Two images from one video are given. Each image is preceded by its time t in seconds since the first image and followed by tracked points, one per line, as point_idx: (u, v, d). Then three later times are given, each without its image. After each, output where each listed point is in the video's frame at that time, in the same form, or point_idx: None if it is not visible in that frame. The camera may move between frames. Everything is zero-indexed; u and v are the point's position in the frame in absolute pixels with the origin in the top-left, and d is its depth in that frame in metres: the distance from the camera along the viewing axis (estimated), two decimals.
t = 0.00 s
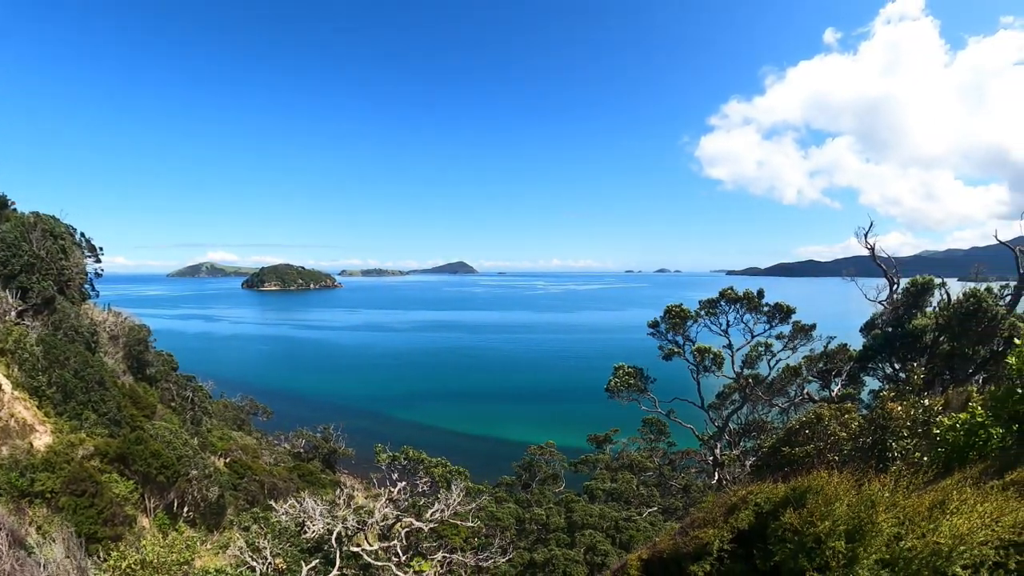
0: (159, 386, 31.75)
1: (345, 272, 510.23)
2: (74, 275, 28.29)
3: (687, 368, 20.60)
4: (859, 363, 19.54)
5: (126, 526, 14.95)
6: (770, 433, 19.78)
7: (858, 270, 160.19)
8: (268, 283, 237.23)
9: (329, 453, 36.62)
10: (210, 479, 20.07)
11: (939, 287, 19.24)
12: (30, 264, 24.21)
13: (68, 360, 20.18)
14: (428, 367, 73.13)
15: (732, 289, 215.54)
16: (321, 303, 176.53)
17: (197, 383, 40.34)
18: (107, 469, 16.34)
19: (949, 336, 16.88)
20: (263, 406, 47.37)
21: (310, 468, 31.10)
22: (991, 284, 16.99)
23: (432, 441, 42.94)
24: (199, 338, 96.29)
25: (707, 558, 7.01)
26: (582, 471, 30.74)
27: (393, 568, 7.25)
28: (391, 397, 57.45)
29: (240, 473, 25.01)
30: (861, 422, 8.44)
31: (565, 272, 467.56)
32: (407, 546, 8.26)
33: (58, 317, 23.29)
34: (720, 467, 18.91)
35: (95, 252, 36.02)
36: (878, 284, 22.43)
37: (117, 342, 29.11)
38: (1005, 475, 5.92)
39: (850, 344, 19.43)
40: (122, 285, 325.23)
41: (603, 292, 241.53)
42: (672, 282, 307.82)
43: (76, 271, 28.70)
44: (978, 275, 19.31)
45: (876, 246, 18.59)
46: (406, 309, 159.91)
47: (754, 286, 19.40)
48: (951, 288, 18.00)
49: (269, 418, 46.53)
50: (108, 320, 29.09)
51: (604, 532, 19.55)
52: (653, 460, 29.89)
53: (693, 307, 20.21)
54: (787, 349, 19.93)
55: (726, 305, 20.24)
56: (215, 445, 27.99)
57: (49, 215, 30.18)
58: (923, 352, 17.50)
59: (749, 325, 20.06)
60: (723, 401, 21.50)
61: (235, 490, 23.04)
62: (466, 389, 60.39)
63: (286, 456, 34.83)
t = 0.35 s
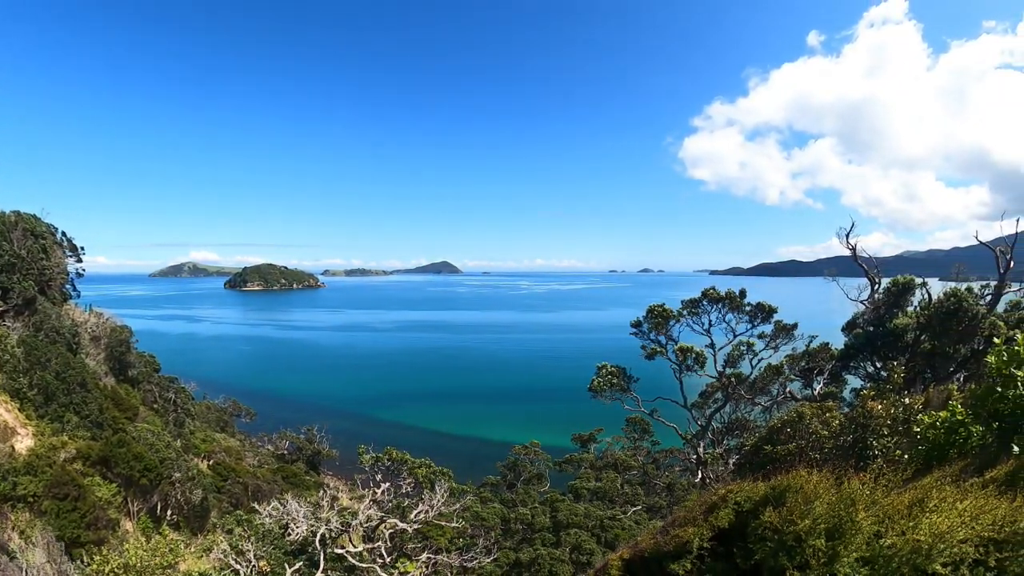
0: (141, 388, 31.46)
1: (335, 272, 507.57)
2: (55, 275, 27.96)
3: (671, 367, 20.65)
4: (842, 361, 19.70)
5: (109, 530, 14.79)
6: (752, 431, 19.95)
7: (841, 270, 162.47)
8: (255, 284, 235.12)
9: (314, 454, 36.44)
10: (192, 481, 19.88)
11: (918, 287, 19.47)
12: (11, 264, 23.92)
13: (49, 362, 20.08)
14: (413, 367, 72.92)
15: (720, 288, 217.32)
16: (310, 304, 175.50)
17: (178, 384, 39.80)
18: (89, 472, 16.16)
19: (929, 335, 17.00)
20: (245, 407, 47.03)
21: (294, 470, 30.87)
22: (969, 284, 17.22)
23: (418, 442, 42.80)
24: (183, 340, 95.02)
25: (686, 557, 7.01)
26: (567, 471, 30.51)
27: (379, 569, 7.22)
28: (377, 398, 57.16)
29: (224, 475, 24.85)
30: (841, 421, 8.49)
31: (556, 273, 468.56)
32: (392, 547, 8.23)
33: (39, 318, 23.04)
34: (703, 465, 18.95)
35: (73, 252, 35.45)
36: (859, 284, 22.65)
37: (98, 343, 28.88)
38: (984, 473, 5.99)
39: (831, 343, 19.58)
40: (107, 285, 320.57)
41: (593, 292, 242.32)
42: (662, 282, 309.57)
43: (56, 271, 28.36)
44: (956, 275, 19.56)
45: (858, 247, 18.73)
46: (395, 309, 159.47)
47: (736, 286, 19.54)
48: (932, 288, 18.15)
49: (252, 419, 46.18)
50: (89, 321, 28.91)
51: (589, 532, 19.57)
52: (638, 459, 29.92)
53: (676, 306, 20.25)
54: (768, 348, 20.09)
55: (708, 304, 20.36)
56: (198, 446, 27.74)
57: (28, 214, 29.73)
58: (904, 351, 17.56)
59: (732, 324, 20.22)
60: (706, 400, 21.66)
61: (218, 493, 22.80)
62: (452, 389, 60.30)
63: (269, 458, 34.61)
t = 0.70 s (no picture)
0: (121, 390, 31.15)
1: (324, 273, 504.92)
2: (34, 275, 27.64)
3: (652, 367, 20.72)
4: (822, 360, 20.06)
5: (91, 534, 14.58)
6: (733, 429, 20.17)
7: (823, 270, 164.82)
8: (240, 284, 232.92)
9: (296, 456, 36.21)
10: (175, 484, 19.68)
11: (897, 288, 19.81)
12: None
13: (28, 364, 19.91)
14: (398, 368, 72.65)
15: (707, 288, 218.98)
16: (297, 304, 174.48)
17: (158, 386, 39.22)
18: (71, 476, 15.92)
19: (908, 333, 17.22)
20: (227, 409, 46.62)
21: (276, 472, 30.58)
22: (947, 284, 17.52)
23: (403, 443, 42.64)
24: (165, 341, 93.82)
25: (666, 556, 6.99)
26: (550, 471, 30.56)
27: (363, 572, 7.15)
28: (361, 399, 56.88)
29: (206, 478, 24.61)
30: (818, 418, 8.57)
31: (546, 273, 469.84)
32: (375, 550, 8.17)
33: (17, 319, 22.70)
34: (683, 464, 19.02)
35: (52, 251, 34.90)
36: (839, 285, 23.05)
37: (77, 344, 28.72)
38: (961, 469, 6.08)
39: (812, 343, 20.02)
40: (90, 286, 316.05)
41: (580, 292, 243.19)
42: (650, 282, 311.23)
43: (35, 271, 28.01)
44: (934, 276, 19.92)
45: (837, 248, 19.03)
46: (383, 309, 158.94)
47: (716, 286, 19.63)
48: (910, 288, 18.50)
49: (233, 421, 45.81)
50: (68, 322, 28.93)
51: (573, 531, 19.57)
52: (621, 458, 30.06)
53: (657, 306, 20.34)
54: (748, 347, 20.24)
55: (689, 304, 20.42)
56: (180, 450, 27.42)
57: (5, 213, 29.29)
58: (883, 349, 17.84)
59: (712, 324, 20.33)
60: (688, 399, 21.85)
61: (200, 496, 22.57)
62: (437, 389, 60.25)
63: (251, 460, 34.32)
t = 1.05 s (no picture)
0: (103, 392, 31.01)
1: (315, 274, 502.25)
2: (14, 275, 27.52)
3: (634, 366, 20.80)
4: (803, 360, 20.33)
5: (75, 538, 14.43)
6: (716, 428, 20.46)
7: (807, 270, 166.30)
8: (224, 284, 230.50)
9: (279, 458, 36.07)
10: (158, 487, 19.54)
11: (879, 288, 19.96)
12: None
13: (8, 365, 19.76)
14: (383, 368, 72.46)
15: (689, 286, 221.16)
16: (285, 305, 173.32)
17: (140, 388, 38.74)
18: (53, 480, 15.67)
19: (888, 332, 17.46)
20: (210, 411, 46.29)
21: (260, 475, 30.36)
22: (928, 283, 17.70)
23: (388, 445, 42.44)
24: (148, 343, 92.64)
25: (647, 555, 6.97)
26: (535, 471, 30.42)
27: None
28: (347, 400, 56.59)
29: (189, 481, 24.43)
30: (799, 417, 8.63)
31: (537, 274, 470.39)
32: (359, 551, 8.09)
33: None
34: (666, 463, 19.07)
35: (31, 251, 34.52)
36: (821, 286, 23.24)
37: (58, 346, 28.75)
38: (941, 468, 6.14)
39: (793, 342, 20.41)
40: (74, 286, 311.02)
41: (569, 292, 243.67)
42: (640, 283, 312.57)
43: (15, 271, 27.90)
44: (915, 276, 20.07)
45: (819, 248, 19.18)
46: (371, 309, 158.35)
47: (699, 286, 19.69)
48: (891, 288, 18.75)
49: (217, 423, 45.61)
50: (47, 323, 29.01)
51: (558, 530, 19.58)
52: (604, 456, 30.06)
53: (639, 306, 20.41)
54: (729, 347, 20.42)
55: (671, 304, 20.41)
56: (162, 452, 27.24)
57: None
58: (864, 348, 18.01)
59: (694, 324, 20.43)
60: (671, 399, 22.09)
61: (183, 499, 22.42)
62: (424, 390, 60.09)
63: (233, 463, 34.08)
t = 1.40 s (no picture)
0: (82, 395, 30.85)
1: (304, 276, 499.19)
2: None
3: (615, 366, 20.75)
4: (783, 359, 20.60)
5: (55, 544, 14.28)
6: (697, 426, 20.59)
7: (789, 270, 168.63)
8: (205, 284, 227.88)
9: (261, 461, 36.06)
10: (138, 491, 19.36)
11: (857, 287, 20.27)
12: None
13: None
14: (368, 369, 72.23)
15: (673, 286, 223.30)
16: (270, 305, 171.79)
17: (120, 391, 38.23)
18: (32, 485, 15.43)
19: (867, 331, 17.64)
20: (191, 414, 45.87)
21: (241, 477, 30.14)
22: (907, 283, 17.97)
23: (371, 446, 42.17)
24: (126, 345, 91.10)
25: (627, 555, 6.97)
26: (517, 471, 30.35)
27: None
28: (332, 401, 56.24)
29: (170, 485, 24.26)
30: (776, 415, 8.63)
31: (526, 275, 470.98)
32: (342, 553, 8.08)
33: None
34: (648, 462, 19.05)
35: (9, 251, 34.04)
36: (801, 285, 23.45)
37: (37, 347, 28.55)
38: (919, 465, 6.22)
39: (773, 342, 20.64)
40: (53, 287, 305.18)
41: (555, 292, 243.97)
42: (618, 281, 313.31)
43: None
44: (894, 276, 20.27)
45: (799, 249, 19.32)
46: (358, 310, 157.50)
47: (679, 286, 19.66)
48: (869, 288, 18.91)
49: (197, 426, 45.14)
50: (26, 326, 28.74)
51: (541, 530, 19.70)
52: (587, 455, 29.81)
53: (619, 306, 20.47)
54: (709, 346, 20.51)
55: (651, 304, 20.34)
56: (142, 456, 27.01)
57: None
58: (843, 347, 18.13)
59: (675, 324, 20.41)
60: (651, 398, 22.00)
61: (165, 503, 22.30)
62: (409, 390, 59.95)
63: (215, 466, 33.94)
